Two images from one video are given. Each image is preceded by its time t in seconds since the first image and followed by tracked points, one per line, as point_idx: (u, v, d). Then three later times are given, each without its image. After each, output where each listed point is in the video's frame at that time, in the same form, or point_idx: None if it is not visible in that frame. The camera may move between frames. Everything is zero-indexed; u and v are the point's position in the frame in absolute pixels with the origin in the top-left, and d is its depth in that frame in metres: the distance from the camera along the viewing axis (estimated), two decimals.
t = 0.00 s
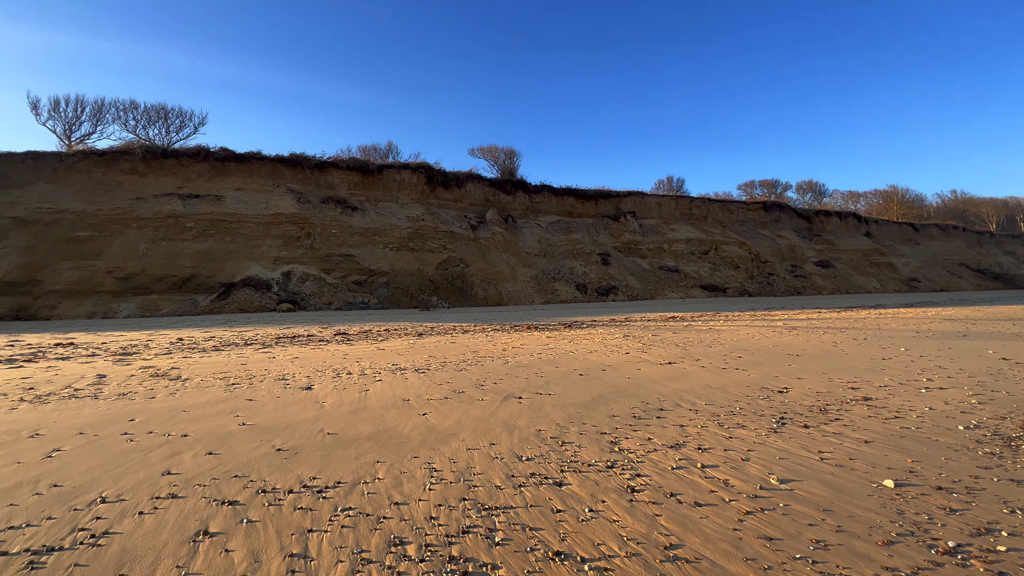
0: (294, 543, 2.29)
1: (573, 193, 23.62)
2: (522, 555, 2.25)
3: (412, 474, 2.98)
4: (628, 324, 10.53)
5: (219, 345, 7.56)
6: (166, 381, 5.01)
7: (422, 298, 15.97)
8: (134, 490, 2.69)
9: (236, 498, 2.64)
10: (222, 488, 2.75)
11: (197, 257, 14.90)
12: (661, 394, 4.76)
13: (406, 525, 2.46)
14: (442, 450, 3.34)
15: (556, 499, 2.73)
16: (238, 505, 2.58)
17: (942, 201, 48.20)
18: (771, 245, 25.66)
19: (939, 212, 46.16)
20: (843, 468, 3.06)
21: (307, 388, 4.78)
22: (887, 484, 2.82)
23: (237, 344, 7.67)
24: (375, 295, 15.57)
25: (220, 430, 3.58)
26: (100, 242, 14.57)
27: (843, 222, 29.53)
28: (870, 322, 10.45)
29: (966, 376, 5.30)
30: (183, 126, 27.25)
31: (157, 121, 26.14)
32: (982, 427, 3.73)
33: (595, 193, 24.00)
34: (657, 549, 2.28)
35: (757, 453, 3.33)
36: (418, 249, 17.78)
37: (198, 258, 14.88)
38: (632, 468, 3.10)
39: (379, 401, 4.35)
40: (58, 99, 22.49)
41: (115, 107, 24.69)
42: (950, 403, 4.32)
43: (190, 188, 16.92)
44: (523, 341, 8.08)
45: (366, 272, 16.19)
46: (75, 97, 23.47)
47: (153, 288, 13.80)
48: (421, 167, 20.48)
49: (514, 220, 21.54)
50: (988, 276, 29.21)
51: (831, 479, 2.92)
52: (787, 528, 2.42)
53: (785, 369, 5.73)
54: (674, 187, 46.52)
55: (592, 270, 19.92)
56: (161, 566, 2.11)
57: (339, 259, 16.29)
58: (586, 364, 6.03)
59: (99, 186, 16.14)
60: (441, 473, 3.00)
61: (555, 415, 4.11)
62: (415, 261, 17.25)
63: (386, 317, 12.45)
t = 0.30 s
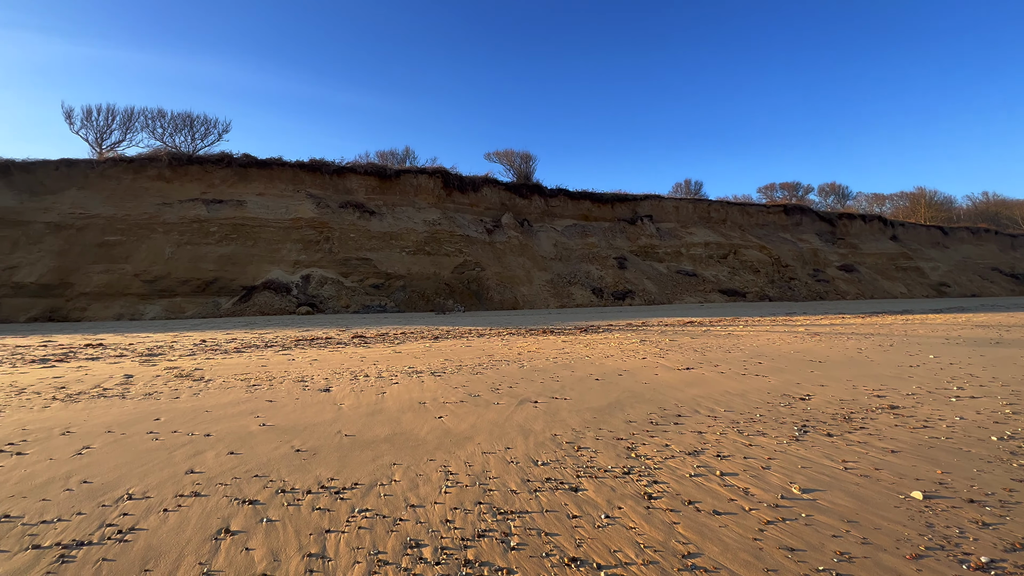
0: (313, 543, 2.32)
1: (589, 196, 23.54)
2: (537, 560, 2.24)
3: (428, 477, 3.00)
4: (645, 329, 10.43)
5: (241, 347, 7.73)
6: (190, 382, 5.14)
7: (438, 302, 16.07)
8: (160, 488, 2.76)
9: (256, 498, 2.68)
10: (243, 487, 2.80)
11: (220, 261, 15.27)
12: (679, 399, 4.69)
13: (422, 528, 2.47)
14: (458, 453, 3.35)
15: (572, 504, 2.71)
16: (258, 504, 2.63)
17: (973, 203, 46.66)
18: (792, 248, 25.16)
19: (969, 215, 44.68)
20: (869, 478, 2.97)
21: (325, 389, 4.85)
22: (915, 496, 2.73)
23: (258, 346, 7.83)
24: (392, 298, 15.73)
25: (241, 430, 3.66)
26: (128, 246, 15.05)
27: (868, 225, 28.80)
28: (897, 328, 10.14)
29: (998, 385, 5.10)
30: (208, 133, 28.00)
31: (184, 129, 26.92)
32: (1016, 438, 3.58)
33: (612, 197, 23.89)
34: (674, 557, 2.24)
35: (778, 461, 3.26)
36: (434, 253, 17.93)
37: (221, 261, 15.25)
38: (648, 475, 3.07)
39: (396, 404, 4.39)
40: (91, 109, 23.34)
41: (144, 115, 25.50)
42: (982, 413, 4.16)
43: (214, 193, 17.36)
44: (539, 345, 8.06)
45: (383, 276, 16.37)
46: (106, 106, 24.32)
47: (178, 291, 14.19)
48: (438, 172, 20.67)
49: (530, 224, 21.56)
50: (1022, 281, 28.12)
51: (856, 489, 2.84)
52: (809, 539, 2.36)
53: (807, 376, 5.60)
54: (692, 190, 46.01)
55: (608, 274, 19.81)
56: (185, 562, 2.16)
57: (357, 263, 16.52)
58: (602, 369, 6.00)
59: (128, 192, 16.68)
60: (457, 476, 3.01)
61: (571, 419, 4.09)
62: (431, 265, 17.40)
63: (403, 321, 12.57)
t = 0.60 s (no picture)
0: (331, 543, 2.35)
1: (606, 200, 23.43)
2: (553, 565, 2.23)
3: (444, 480, 3.01)
4: (662, 334, 10.30)
5: (262, 349, 7.88)
6: (213, 383, 5.25)
7: (454, 306, 16.16)
8: (183, 486, 2.83)
9: (276, 498, 2.73)
10: (263, 487, 2.86)
11: (242, 264, 15.62)
12: (698, 406, 4.62)
13: (437, 531, 2.48)
14: (473, 456, 3.35)
15: (588, 510, 2.69)
16: (278, 503, 2.67)
17: (1005, 205, 45.03)
18: (814, 252, 24.61)
19: (1003, 217, 43.10)
20: (895, 489, 2.88)
21: (343, 392, 4.91)
22: (945, 508, 2.64)
23: (278, 348, 7.99)
24: (409, 302, 15.88)
25: (262, 431, 3.74)
26: (155, 250, 15.50)
27: (894, 228, 28.02)
28: (925, 334, 9.83)
29: None
30: (231, 140, 28.71)
31: (208, 136, 27.65)
32: None
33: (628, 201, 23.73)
34: (693, 566, 2.20)
35: (800, 470, 3.19)
36: (451, 257, 18.04)
37: (243, 265, 15.61)
38: (666, 482, 3.03)
39: (412, 407, 4.43)
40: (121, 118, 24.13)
41: (171, 123, 26.27)
42: (1016, 424, 3.99)
43: (237, 199, 17.79)
44: (555, 349, 8.03)
45: (400, 279, 16.55)
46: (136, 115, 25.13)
47: (202, 294, 14.55)
48: (455, 176, 20.83)
49: (546, 228, 21.55)
50: None
51: (882, 500, 2.75)
52: (833, 551, 2.30)
53: (831, 383, 5.46)
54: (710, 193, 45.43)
55: (625, 278, 19.65)
56: (207, 559, 2.21)
57: (374, 267, 16.74)
58: (619, 373, 5.94)
59: (156, 198, 17.21)
60: (473, 480, 3.02)
61: (587, 424, 4.07)
62: (447, 269, 17.51)
63: (420, 324, 12.66)
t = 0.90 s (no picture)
0: (350, 543, 2.38)
1: (624, 204, 23.28)
2: (570, 571, 2.21)
3: (461, 482, 3.02)
4: (682, 338, 10.15)
5: (284, 351, 8.04)
6: (237, 384, 5.39)
7: (472, 309, 16.23)
8: (209, 483, 2.90)
9: (298, 497, 2.78)
10: (285, 486, 2.91)
11: (265, 268, 15.99)
12: (719, 412, 4.54)
13: (455, 533, 2.49)
14: (490, 460, 3.35)
15: (606, 516, 2.67)
16: (299, 502, 2.72)
17: None
18: (840, 255, 23.98)
19: None
20: (927, 501, 2.78)
21: (363, 394, 4.98)
22: (982, 522, 2.53)
23: (300, 350, 8.14)
24: (427, 305, 16.01)
25: (284, 431, 3.81)
26: (183, 254, 15.99)
27: (924, 231, 27.11)
28: (959, 340, 9.47)
29: None
30: (256, 147, 29.46)
31: (234, 143, 28.44)
32: None
33: (647, 204, 23.52)
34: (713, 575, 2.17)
35: (826, 479, 3.10)
36: (468, 260, 18.14)
37: (266, 268, 15.97)
38: (686, 488, 2.98)
39: (430, 409, 4.46)
40: (152, 127, 25.00)
41: (198, 131, 27.10)
42: None
43: (261, 204, 18.23)
44: (572, 353, 7.99)
45: (418, 283, 16.71)
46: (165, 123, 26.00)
47: (226, 297, 14.94)
48: (472, 181, 20.96)
49: (563, 231, 21.49)
50: None
51: (913, 512, 2.66)
52: (860, 563, 2.22)
53: (858, 390, 5.30)
54: (731, 196, 44.69)
55: (643, 282, 19.45)
56: (231, 556, 2.26)
57: (393, 270, 16.94)
58: (637, 378, 5.88)
59: (184, 204, 17.76)
60: (490, 483, 3.02)
61: (605, 429, 4.03)
62: (465, 273, 17.62)
63: (437, 327, 12.75)
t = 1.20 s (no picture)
0: (368, 543, 2.41)
1: (642, 205, 23.08)
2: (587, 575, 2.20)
3: (478, 484, 3.03)
4: (701, 342, 10.01)
5: (305, 353, 8.19)
6: (258, 384, 5.50)
7: (488, 312, 16.28)
8: (232, 481, 2.97)
9: (318, 496, 2.82)
10: (305, 485, 2.96)
11: (287, 271, 16.32)
12: (739, 417, 4.45)
13: (472, 535, 2.49)
14: (507, 462, 3.36)
15: (624, 521, 2.64)
16: (318, 502, 2.76)
17: None
18: (866, 257, 23.35)
19: None
20: (960, 512, 2.68)
21: (381, 395, 5.04)
22: (1018, 535, 2.42)
23: (320, 351, 8.29)
24: (444, 308, 16.13)
25: (305, 431, 3.88)
26: (208, 258, 16.43)
27: (956, 232, 26.21)
28: (993, 345, 9.12)
29: None
30: (278, 153, 30.12)
31: (257, 149, 29.12)
32: None
33: (665, 206, 23.29)
34: None
35: (851, 487, 3.02)
36: (485, 263, 18.22)
37: (288, 271, 16.30)
38: (705, 494, 2.93)
39: (447, 411, 4.48)
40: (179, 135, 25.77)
41: (223, 138, 27.83)
42: None
43: (283, 208, 18.62)
44: (589, 356, 7.95)
45: (435, 286, 16.85)
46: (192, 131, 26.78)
47: (249, 299, 15.29)
48: (489, 184, 21.05)
49: (580, 234, 21.41)
50: None
51: (944, 523, 2.57)
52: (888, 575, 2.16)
53: (886, 396, 5.14)
54: (752, 196, 43.93)
55: (661, 285, 19.25)
56: (254, 552, 2.31)
57: (411, 273, 17.11)
58: (656, 382, 5.81)
59: (209, 208, 18.26)
60: (507, 485, 3.02)
61: (623, 433, 4.00)
62: (482, 275, 17.70)
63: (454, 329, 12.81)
